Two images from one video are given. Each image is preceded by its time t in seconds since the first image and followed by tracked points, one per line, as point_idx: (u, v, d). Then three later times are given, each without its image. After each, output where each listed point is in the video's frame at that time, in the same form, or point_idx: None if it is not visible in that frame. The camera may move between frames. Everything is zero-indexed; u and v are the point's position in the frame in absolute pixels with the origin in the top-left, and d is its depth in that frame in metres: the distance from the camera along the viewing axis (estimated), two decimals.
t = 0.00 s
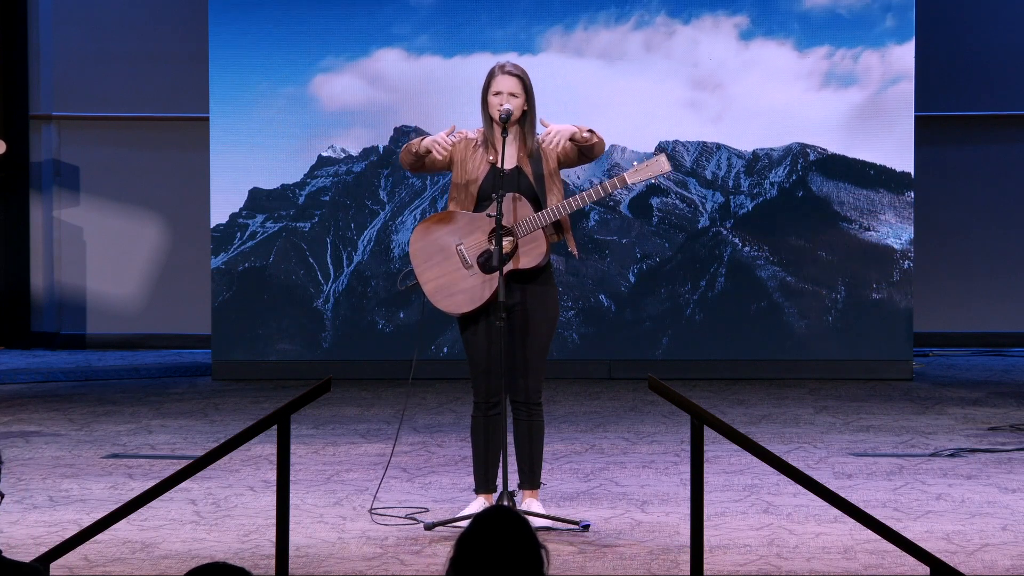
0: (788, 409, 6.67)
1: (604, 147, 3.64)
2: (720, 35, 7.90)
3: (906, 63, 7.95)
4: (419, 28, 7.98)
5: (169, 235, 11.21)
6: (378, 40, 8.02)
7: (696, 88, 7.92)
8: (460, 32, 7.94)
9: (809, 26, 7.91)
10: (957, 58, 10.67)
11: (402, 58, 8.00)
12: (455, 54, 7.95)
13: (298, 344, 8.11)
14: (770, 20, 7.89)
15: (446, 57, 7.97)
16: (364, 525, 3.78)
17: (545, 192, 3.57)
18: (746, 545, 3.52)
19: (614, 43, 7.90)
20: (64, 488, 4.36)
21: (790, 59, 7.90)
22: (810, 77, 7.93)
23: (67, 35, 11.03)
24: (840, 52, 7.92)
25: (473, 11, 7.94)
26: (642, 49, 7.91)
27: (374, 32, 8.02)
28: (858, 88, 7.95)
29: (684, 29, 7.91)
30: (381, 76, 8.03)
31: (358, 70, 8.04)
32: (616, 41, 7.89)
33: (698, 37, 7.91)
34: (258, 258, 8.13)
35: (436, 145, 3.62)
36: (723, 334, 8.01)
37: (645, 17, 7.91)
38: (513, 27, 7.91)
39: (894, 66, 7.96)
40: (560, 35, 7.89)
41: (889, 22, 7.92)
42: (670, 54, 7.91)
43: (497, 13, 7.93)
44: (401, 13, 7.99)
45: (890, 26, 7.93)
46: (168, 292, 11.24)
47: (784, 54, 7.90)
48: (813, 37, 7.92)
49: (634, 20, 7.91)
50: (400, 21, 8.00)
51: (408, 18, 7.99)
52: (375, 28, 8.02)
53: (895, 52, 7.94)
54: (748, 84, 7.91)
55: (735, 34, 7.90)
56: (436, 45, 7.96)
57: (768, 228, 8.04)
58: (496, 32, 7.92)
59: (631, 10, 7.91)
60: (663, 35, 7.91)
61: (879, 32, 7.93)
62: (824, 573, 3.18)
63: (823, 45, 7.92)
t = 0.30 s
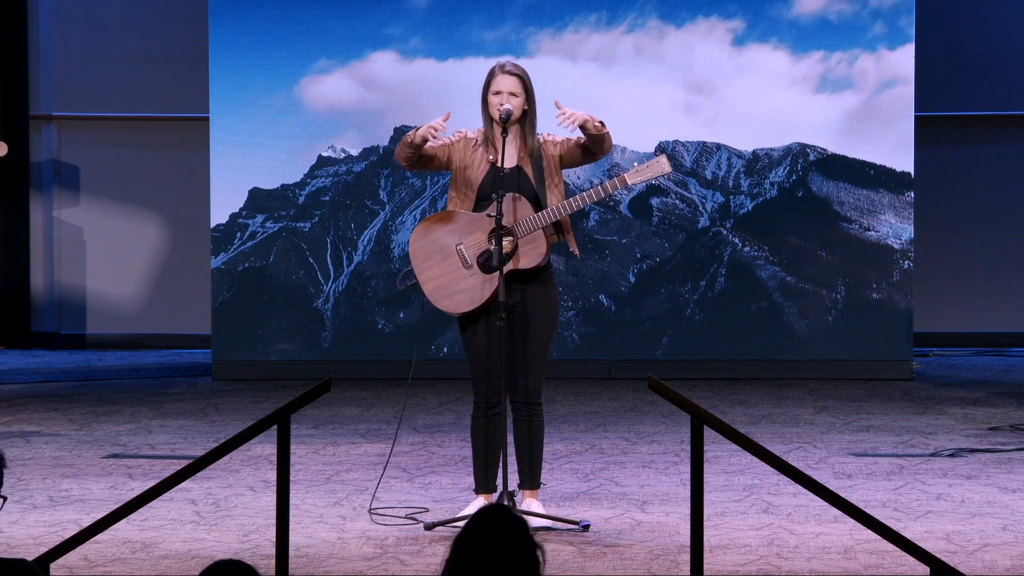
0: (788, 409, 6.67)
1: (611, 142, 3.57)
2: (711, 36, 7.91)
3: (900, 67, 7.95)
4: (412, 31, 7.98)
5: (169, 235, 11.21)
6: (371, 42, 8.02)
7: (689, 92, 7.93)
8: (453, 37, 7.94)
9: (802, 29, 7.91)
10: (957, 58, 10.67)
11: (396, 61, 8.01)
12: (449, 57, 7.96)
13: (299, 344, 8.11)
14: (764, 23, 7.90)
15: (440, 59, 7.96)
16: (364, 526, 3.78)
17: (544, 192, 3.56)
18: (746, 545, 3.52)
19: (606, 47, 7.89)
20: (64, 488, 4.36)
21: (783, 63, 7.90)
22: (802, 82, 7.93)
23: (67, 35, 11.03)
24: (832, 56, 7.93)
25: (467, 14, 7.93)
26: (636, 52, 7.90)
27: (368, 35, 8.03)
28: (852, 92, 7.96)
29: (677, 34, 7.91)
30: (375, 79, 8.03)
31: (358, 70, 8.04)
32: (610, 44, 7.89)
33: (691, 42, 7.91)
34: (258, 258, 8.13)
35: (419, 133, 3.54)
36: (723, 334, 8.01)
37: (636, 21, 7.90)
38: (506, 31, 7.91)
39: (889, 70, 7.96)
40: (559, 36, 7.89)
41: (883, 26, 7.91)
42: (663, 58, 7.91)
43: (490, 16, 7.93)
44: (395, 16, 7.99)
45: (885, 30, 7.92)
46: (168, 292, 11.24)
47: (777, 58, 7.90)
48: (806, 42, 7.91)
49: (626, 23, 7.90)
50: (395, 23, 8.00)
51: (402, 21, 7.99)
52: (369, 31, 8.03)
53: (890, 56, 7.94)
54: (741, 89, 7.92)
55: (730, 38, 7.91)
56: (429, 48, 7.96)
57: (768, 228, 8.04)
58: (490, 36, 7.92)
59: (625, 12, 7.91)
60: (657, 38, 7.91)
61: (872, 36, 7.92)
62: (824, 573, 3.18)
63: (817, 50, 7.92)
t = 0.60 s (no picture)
0: (788, 409, 6.67)
1: (621, 142, 3.58)
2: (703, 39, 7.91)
3: (893, 72, 7.95)
4: (407, 33, 7.97)
5: (169, 235, 11.21)
6: (362, 46, 8.02)
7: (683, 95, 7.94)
8: (446, 41, 7.94)
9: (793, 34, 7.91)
10: (957, 58, 10.67)
11: (389, 64, 8.00)
12: (443, 60, 7.94)
13: (298, 344, 8.11)
14: (756, 28, 7.90)
15: (434, 62, 7.94)
16: (364, 526, 3.78)
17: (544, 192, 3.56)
18: (746, 545, 3.52)
19: (604, 48, 7.90)
20: (64, 488, 4.36)
21: (775, 67, 7.90)
22: (794, 86, 7.93)
23: (67, 35, 11.03)
24: (824, 60, 7.92)
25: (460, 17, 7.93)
26: (628, 55, 7.91)
27: (359, 38, 8.03)
28: (844, 96, 7.95)
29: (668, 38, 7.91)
30: (368, 83, 8.05)
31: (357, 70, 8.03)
32: (602, 48, 7.91)
33: (683, 46, 7.92)
34: (258, 258, 8.13)
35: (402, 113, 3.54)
36: (723, 334, 8.01)
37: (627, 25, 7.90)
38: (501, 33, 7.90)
39: (882, 74, 7.96)
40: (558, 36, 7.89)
41: (874, 31, 7.91)
42: (656, 61, 7.91)
43: (482, 20, 7.92)
44: (387, 20, 7.99)
45: (876, 35, 7.91)
46: (168, 292, 11.24)
47: (774, 61, 7.90)
48: (797, 47, 7.91)
49: (618, 27, 7.90)
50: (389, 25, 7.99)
51: (394, 25, 7.98)
52: (364, 33, 8.02)
53: (883, 61, 7.94)
54: (732, 93, 7.93)
55: (727, 41, 7.91)
56: (421, 51, 7.96)
57: (768, 228, 8.04)
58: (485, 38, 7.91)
59: (618, 15, 7.90)
60: (649, 42, 7.91)
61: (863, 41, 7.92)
62: (824, 573, 3.18)
63: (809, 54, 7.91)
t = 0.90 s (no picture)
0: (788, 409, 6.67)
1: (633, 137, 3.56)
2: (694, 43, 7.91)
3: (886, 77, 7.95)
4: (403, 36, 7.98)
5: (169, 235, 11.21)
6: (354, 50, 8.03)
7: (676, 98, 7.94)
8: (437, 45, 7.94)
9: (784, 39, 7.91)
10: (957, 58, 10.67)
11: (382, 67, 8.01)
12: (435, 63, 7.95)
13: (299, 343, 8.11)
14: (746, 33, 7.90)
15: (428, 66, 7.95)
16: (365, 526, 3.78)
17: (544, 191, 3.56)
18: (746, 545, 3.52)
19: (604, 49, 7.89)
20: (64, 488, 4.36)
21: (767, 71, 7.90)
22: (787, 90, 7.93)
23: (67, 35, 11.03)
24: (815, 64, 7.92)
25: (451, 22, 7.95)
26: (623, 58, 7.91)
27: (353, 41, 8.03)
28: (836, 100, 7.96)
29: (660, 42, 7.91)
30: (360, 88, 8.06)
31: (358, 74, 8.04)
32: (593, 50, 7.89)
33: (674, 51, 7.92)
34: (258, 258, 8.13)
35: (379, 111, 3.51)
36: (723, 333, 8.01)
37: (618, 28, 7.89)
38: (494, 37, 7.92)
39: (875, 78, 7.95)
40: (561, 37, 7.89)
41: (864, 36, 7.91)
42: (647, 64, 7.92)
43: (474, 25, 7.94)
44: (379, 25, 8.01)
45: (867, 40, 7.91)
46: (168, 292, 11.24)
47: (769, 64, 7.90)
48: (793, 50, 7.91)
49: (616, 29, 7.89)
50: (382, 30, 8.00)
51: (386, 30, 8.00)
52: (361, 35, 8.02)
53: (875, 65, 7.94)
54: (725, 97, 7.93)
55: (724, 43, 7.90)
56: (412, 55, 7.97)
57: (768, 228, 8.04)
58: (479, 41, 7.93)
59: (610, 18, 7.89)
60: (641, 46, 7.91)
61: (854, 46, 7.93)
62: (824, 573, 3.18)
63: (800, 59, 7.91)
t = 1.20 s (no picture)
0: (788, 409, 6.67)
1: (635, 138, 3.56)
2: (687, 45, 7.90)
3: (880, 81, 7.94)
4: (402, 36, 7.98)
5: (169, 235, 11.21)
6: (350, 52, 8.03)
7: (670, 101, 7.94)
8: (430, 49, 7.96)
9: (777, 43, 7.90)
10: (957, 59, 10.67)
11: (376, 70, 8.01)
12: (431, 66, 7.95)
13: (298, 343, 8.11)
14: (739, 37, 7.90)
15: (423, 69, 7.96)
16: (365, 526, 3.78)
17: (544, 191, 3.56)
18: (746, 545, 3.52)
19: (605, 49, 7.89)
20: (64, 488, 4.36)
21: (761, 75, 7.90)
22: (780, 94, 7.93)
23: (67, 35, 11.02)
24: (809, 68, 7.92)
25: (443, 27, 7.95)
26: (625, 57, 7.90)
27: (352, 42, 8.03)
28: (830, 104, 7.97)
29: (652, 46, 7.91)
30: (354, 91, 8.07)
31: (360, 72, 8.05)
32: (587, 53, 7.87)
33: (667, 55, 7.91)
34: (258, 258, 8.13)
35: (375, 110, 3.52)
36: (724, 333, 8.01)
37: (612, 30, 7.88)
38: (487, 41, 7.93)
39: (869, 82, 7.94)
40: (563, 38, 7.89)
41: (858, 39, 7.90)
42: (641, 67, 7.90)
43: (467, 28, 7.95)
44: (371, 29, 8.01)
45: (859, 44, 7.92)
46: (168, 292, 11.24)
47: (767, 65, 7.90)
48: (790, 52, 7.91)
49: (617, 30, 7.89)
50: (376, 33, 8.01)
51: (380, 34, 8.00)
52: (360, 36, 8.03)
53: (869, 70, 7.94)
54: (719, 101, 7.93)
55: (722, 44, 7.90)
56: (404, 59, 7.98)
57: (768, 228, 8.04)
58: (472, 45, 7.94)
59: (610, 18, 7.89)
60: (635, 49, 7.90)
61: (846, 51, 7.93)
62: (825, 573, 3.18)
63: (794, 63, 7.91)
